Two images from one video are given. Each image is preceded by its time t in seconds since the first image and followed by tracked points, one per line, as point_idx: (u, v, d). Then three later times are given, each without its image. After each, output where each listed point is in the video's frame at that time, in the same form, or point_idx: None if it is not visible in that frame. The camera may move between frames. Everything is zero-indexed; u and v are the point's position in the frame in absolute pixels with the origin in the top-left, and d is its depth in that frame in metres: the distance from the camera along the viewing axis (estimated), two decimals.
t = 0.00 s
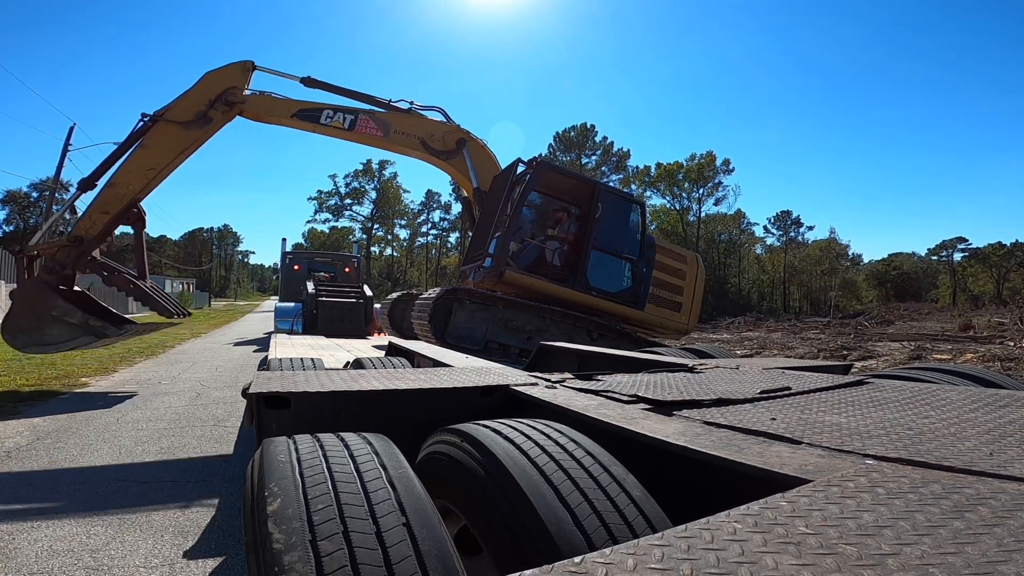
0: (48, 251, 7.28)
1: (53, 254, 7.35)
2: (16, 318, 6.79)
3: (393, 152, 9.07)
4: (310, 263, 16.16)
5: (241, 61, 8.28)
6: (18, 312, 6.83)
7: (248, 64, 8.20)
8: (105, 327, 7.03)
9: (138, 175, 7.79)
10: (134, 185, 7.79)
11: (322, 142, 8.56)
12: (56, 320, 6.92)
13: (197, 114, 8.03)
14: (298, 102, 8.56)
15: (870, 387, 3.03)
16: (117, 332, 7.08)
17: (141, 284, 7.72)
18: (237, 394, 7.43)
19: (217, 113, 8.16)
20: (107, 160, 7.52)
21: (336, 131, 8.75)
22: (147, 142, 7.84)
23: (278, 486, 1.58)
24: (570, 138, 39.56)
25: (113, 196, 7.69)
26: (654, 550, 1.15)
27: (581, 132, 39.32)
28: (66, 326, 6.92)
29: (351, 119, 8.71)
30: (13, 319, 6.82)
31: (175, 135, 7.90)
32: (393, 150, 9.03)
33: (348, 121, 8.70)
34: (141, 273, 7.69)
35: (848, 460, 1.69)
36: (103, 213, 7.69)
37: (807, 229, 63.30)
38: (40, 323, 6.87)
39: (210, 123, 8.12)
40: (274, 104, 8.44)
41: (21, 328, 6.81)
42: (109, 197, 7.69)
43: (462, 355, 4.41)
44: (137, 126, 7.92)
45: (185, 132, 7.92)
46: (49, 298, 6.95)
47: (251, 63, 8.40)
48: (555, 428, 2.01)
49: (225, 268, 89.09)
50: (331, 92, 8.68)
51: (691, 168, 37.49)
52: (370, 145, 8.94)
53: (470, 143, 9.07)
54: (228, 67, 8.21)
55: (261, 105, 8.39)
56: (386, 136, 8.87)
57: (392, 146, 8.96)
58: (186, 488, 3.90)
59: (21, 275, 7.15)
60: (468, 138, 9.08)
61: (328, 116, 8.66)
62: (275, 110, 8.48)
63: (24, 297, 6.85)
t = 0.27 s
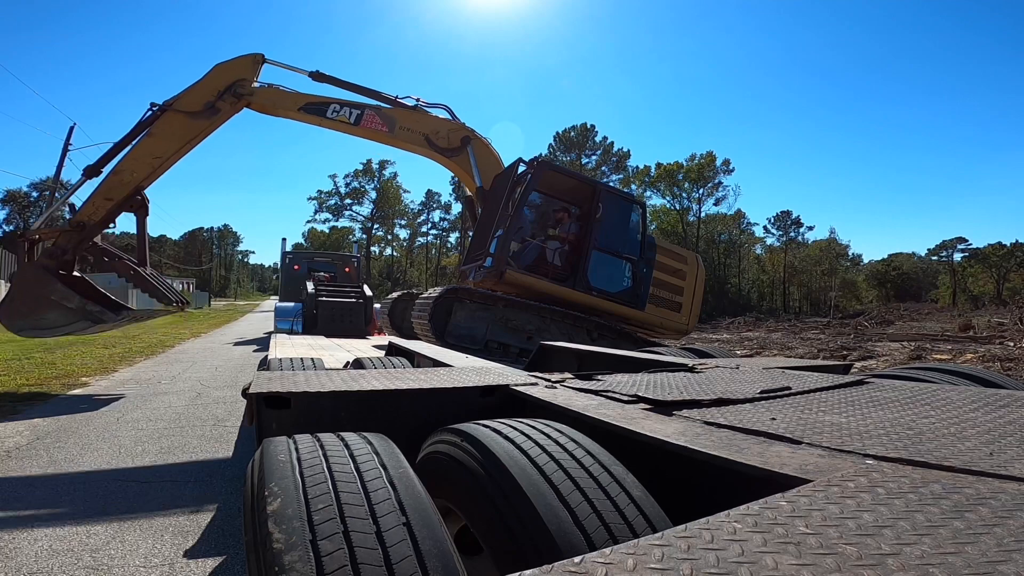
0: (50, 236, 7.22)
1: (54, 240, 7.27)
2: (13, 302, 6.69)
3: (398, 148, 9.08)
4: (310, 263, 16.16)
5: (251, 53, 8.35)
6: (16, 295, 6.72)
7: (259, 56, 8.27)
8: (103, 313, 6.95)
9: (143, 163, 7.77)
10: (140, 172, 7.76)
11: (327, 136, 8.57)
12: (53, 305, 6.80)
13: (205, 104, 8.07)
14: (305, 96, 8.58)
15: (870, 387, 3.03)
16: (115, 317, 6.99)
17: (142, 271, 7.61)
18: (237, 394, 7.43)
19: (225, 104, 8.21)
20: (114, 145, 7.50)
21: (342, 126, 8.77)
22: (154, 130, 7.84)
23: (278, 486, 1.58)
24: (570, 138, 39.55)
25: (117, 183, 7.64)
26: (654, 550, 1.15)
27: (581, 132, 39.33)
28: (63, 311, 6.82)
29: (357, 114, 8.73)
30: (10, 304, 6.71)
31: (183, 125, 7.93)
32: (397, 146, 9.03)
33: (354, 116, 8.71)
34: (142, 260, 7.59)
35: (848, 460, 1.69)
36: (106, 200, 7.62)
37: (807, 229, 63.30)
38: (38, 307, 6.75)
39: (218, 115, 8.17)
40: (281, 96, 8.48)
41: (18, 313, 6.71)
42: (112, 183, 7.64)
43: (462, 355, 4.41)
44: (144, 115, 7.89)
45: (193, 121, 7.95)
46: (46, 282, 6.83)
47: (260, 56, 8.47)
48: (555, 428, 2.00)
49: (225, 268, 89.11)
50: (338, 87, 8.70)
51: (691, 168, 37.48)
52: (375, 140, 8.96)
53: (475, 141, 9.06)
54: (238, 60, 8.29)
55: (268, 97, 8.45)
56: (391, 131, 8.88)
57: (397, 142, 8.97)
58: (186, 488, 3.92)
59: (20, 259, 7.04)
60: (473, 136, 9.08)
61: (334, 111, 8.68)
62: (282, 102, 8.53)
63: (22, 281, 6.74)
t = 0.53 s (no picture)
0: (47, 228, 7.10)
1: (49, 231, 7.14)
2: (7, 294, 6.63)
3: (400, 145, 9.07)
4: (310, 263, 16.16)
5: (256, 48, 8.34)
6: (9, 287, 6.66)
7: (264, 51, 8.25)
8: (98, 305, 6.89)
9: (143, 155, 7.78)
10: (139, 164, 7.77)
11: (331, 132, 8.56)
12: (47, 296, 6.75)
13: (209, 97, 8.07)
14: (309, 90, 8.57)
15: (870, 387, 3.03)
16: (109, 309, 6.94)
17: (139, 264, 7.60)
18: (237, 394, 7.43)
19: (228, 97, 8.18)
20: (115, 136, 7.48)
21: (345, 122, 8.76)
22: (156, 122, 7.83)
23: (278, 486, 1.58)
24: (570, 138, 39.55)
25: (116, 174, 7.62)
26: (654, 550, 1.15)
27: (581, 132, 39.33)
28: (57, 302, 6.76)
29: (360, 109, 8.73)
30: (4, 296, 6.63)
31: (184, 118, 7.93)
32: (400, 143, 9.02)
33: (358, 112, 8.70)
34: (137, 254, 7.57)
35: (848, 460, 1.69)
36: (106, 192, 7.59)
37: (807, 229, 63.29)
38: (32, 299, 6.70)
39: (221, 108, 8.15)
40: (285, 90, 8.47)
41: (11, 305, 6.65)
42: (112, 175, 7.62)
43: (462, 355, 4.41)
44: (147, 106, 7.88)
45: (196, 114, 7.96)
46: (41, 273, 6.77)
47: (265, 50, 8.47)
48: (554, 428, 2.00)
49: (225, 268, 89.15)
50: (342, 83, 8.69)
51: (691, 168, 37.46)
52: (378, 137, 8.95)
53: (477, 140, 9.06)
54: (243, 53, 8.28)
55: (272, 92, 8.45)
56: (394, 128, 8.87)
57: (399, 139, 8.95)
58: (186, 488, 3.92)
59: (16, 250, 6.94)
60: (476, 134, 9.06)
61: (338, 106, 8.67)
62: (285, 97, 8.51)
63: (16, 272, 6.69)
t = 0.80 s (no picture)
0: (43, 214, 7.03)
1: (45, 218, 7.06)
2: None
3: (405, 141, 9.05)
4: (310, 263, 16.15)
5: (262, 39, 8.33)
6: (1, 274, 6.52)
7: (269, 43, 8.25)
8: (91, 294, 6.65)
9: (143, 143, 7.67)
10: (140, 152, 7.66)
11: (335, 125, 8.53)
12: (39, 284, 6.58)
13: (213, 86, 8.02)
14: (314, 83, 8.56)
15: (869, 387, 3.03)
16: (102, 299, 6.68)
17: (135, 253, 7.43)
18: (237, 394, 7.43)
19: (232, 88, 8.15)
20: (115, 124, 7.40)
21: (350, 115, 8.74)
22: (158, 111, 7.77)
23: (278, 486, 1.58)
24: (570, 138, 39.55)
25: (115, 162, 7.53)
26: (654, 550, 1.15)
27: (581, 132, 39.35)
28: (48, 290, 6.58)
29: (365, 104, 8.71)
30: None
31: (187, 107, 7.88)
32: (405, 139, 9.00)
33: (362, 106, 8.69)
34: (135, 244, 7.35)
35: (848, 460, 1.69)
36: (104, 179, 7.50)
37: (807, 228, 63.27)
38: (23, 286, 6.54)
39: (225, 98, 8.11)
40: (290, 83, 8.45)
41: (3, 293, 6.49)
42: (111, 162, 7.54)
43: (461, 355, 4.41)
44: (149, 95, 7.85)
45: (199, 103, 7.91)
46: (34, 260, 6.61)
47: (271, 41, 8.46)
48: (554, 428, 2.01)
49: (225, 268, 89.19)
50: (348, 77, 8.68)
51: (691, 168, 37.45)
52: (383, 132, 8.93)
53: (482, 138, 9.04)
54: (249, 43, 8.27)
55: (277, 83, 8.43)
56: (399, 124, 8.85)
57: (404, 134, 8.94)
58: (185, 488, 3.91)
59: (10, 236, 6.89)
60: (480, 133, 9.05)
61: (343, 100, 8.65)
62: (291, 89, 8.48)
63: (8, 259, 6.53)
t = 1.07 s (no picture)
0: (36, 201, 6.74)
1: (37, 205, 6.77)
2: None
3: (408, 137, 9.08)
4: (310, 263, 16.14)
5: (268, 30, 8.24)
6: None
7: (276, 34, 8.20)
8: (85, 284, 6.37)
9: (144, 132, 7.38)
10: (141, 140, 7.35)
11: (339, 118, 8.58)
12: (31, 273, 6.26)
13: (217, 77, 7.84)
14: (320, 77, 8.60)
15: (869, 387, 3.04)
16: (96, 289, 6.38)
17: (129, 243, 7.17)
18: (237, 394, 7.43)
19: (237, 78, 7.98)
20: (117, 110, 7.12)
21: (354, 109, 8.80)
22: (161, 99, 7.52)
23: (278, 486, 1.58)
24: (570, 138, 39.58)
25: (113, 150, 7.21)
26: (654, 550, 1.15)
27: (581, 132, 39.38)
28: (40, 279, 6.27)
29: (370, 99, 8.77)
30: None
31: (191, 96, 7.64)
32: (408, 134, 9.04)
33: (367, 101, 8.73)
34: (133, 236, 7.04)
35: (848, 460, 1.69)
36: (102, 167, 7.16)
37: (807, 229, 63.30)
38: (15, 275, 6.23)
39: (229, 89, 7.91)
40: (296, 75, 8.50)
41: None
42: (110, 150, 7.22)
43: (462, 355, 4.41)
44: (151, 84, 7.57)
45: (204, 93, 7.69)
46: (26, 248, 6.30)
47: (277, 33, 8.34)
48: (554, 428, 2.01)
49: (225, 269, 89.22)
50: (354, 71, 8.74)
51: (691, 168, 37.47)
52: (387, 127, 8.98)
53: (486, 136, 9.06)
54: (254, 34, 8.12)
55: (282, 75, 8.44)
56: (403, 119, 8.90)
57: (408, 131, 8.99)
58: (185, 488, 3.91)
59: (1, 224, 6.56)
60: (484, 131, 9.06)
61: (348, 94, 8.72)
62: (296, 81, 8.52)
63: None
